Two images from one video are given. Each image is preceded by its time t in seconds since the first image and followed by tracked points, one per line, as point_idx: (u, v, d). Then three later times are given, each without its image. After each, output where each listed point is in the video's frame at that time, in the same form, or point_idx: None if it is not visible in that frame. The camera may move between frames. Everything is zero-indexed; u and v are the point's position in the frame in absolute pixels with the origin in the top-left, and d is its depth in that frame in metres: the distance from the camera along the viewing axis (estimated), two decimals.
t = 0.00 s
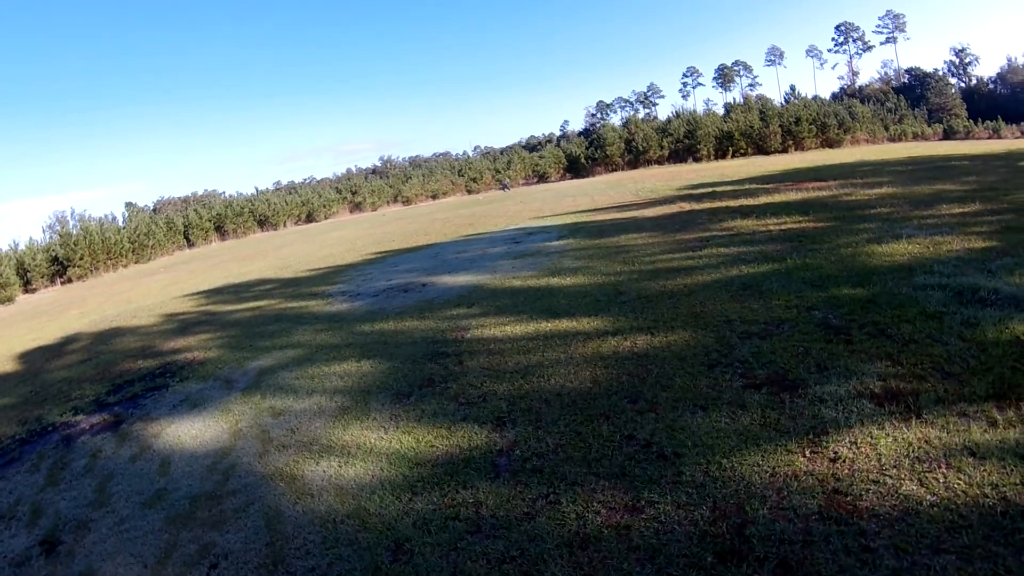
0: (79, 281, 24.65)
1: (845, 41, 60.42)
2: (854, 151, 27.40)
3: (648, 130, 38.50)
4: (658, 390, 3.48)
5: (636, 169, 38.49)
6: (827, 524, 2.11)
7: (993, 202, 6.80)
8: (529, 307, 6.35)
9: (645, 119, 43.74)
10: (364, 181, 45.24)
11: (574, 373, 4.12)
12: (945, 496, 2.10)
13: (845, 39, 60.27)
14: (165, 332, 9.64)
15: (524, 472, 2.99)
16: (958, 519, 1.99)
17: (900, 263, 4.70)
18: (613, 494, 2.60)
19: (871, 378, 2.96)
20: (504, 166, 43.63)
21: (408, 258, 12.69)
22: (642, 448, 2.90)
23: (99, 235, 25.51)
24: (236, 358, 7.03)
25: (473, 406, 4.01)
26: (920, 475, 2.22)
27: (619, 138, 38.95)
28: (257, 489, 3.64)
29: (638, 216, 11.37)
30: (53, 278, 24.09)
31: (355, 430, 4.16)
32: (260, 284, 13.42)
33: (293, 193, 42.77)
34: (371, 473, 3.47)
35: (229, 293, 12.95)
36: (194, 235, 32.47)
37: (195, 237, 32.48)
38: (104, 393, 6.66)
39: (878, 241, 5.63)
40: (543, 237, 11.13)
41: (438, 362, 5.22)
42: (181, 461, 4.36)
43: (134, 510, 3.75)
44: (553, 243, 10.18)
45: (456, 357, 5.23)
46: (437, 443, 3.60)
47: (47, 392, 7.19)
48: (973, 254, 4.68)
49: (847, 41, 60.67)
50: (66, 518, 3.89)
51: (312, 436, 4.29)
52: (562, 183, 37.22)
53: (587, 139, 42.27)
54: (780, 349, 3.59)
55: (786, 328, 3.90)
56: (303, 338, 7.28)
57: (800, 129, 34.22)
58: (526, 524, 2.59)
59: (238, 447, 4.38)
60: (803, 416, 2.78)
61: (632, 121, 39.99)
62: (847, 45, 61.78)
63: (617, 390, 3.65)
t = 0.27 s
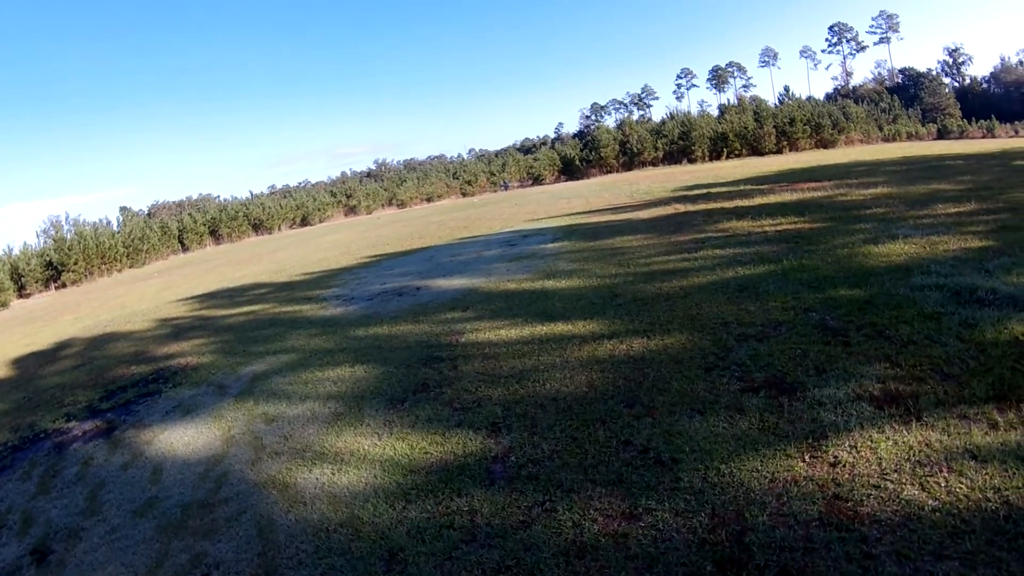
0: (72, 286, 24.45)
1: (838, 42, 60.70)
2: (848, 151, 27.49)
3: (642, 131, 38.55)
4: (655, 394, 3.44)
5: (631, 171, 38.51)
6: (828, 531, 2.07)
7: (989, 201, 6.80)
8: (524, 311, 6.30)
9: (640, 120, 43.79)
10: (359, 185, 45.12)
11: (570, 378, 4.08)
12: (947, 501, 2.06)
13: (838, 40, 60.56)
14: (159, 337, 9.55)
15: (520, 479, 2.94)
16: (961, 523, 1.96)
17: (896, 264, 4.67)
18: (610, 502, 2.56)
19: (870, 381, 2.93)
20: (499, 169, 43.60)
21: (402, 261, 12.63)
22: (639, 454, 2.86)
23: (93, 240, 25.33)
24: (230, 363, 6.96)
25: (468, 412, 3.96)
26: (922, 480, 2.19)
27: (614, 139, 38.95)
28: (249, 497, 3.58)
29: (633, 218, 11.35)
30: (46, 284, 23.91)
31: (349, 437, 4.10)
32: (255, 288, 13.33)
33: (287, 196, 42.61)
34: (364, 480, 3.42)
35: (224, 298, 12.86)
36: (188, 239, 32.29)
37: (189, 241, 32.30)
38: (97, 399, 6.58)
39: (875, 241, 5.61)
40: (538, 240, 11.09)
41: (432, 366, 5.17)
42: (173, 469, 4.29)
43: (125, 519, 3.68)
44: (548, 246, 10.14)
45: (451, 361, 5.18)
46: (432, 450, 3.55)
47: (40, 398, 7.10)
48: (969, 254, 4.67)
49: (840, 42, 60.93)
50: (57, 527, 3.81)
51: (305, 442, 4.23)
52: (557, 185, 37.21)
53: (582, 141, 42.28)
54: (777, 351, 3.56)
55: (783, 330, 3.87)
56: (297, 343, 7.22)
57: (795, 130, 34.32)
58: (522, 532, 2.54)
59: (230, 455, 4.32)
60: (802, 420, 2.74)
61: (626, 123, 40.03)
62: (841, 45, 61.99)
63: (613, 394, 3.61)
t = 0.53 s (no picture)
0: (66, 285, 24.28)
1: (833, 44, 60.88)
2: (844, 153, 27.57)
3: (639, 132, 38.57)
4: (652, 397, 3.41)
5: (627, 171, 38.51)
6: (830, 537, 2.04)
7: (986, 203, 6.80)
8: (520, 312, 6.26)
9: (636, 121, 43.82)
10: (354, 185, 45.00)
11: (567, 380, 4.04)
12: (950, 507, 2.03)
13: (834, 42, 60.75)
14: (153, 337, 9.47)
15: (516, 484, 2.90)
16: (965, 530, 1.93)
17: (895, 265, 4.65)
18: (608, 507, 2.52)
19: (870, 384, 2.90)
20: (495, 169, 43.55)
21: (398, 261, 12.57)
22: (637, 458, 2.82)
23: (88, 239, 25.15)
24: (225, 364, 6.90)
25: (463, 414, 3.92)
26: (924, 485, 2.16)
27: (611, 140, 38.94)
28: (241, 502, 3.52)
29: (630, 219, 11.33)
30: (41, 283, 23.73)
31: (343, 439, 4.05)
32: (250, 288, 13.25)
33: (283, 196, 42.45)
34: (358, 484, 3.37)
35: (218, 298, 12.77)
36: (184, 238, 32.12)
37: (185, 240, 32.13)
38: (90, 400, 6.50)
39: (873, 242, 5.59)
40: (534, 241, 11.05)
41: (427, 368, 5.12)
42: (165, 472, 4.23)
43: (116, 523, 3.62)
44: (544, 246, 10.10)
45: (446, 363, 5.13)
46: (427, 453, 3.50)
47: (32, 399, 7.02)
48: (968, 256, 4.65)
49: (835, 44, 61.12)
50: (47, 531, 3.75)
51: (299, 445, 4.17)
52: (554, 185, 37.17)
53: (579, 141, 42.28)
54: (776, 354, 3.53)
55: (782, 332, 3.84)
56: (292, 344, 7.16)
57: (791, 131, 34.40)
58: (518, 539, 2.50)
59: (222, 457, 4.26)
60: (802, 424, 2.71)
61: (623, 123, 40.04)
62: (838, 45, 62.09)
63: (610, 397, 3.57)
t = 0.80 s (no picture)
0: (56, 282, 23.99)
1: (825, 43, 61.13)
2: (836, 150, 27.69)
3: (631, 129, 38.58)
4: (649, 397, 3.36)
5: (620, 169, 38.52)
6: (834, 541, 1.99)
7: (980, 201, 6.81)
8: (514, 310, 6.20)
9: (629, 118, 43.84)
10: (347, 181, 44.77)
11: (562, 380, 3.98)
12: (955, 509, 1.99)
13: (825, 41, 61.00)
14: (143, 335, 9.34)
15: (512, 486, 2.85)
16: (971, 533, 1.89)
17: (892, 263, 4.63)
18: (606, 510, 2.47)
19: (870, 383, 2.87)
20: (488, 166, 43.43)
21: (390, 259, 12.47)
22: (635, 459, 2.77)
23: (78, 235, 24.84)
24: (215, 362, 6.80)
25: (457, 414, 3.86)
26: (928, 486, 2.12)
27: (603, 138, 38.91)
28: (230, 504, 3.45)
29: (623, 216, 11.29)
30: (31, 280, 23.45)
31: (334, 440, 3.98)
32: (240, 286, 13.12)
33: (275, 193, 42.16)
34: (349, 486, 3.30)
35: (209, 295, 12.63)
36: (175, 236, 31.82)
37: (176, 237, 31.83)
38: (78, 399, 6.39)
39: (869, 240, 5.57)
40: (528, 238, 10.99)
41: (420, 367, 5.05)
42: (153, 473, 4.14)
43: (103, 526, 3.54)
44: (538, 244, 10.05)
45: (439, 362, 5.07)
46: (419, 455, 3.44)
47: (19, 398, 6.89)
48: (964, 253, 4.64)
49: (826, 42, 61.38)
50: (33, 535, 3.66)
51: (289, 446, 4.09)
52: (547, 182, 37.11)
53: (571, 139, 42.24)
54: (774, 352, 3.49)
55: (780, 330, 3.80)
56: (283, 342, 7.06)
57: (784, 129, 34.52)
58: (514, 543, 2.44)
59: (211, 459, 4.17)
60: (802, 424, 2.67)
61: (615, 121, 40.04)
62: (829, 44, 62.38)
63: (606, 397, 3.52)
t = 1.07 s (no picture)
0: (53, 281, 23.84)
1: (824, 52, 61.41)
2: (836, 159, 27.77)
3: (631, 135, 38.66)
4: (653, 405, 3.32)
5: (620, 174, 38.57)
6: (845, 556, 1.95)
7: (982, 210, 6.80)
8: (514, 315, 6.16)
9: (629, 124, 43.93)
10: (346, 184, 44.73)
11: (563, 387, 3.94)
12: (968, 522, 1.96)
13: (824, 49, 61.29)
14: (139, 336, 9.27)
15: (513, 496, 2.80)
16: (984, 548, 1.85)
17: (896, 272, 4.61)
18: (611, 522, 2.43)
19: (877, 394, 2.83)
20: (487, 170, 43.44)
21: (388, 262, 12.42)
22: (640, 470, 2.73)
23: (76, 234, 24.71)
24: (211, 364, 6.73)
25: (457, 421, 3.82)
26: (940, 500, 2.08)
27: (603, 143, 38.95)
28: (224, 511, 3.39)
29: (623, 222, 11.27)
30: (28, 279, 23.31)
31: (331, 446, 3.93)
32: (238, 287, 13.05)
33: (274, 195, 42.08)
34: (347, 494, 3.25)
35: (206, 296, 12.56)
36: (173, 236, 31.70)
37: (174, 237, 31.70)
38: (72, 399, 6.32)
39: (871, 248, 5.55)
40: (527, 243, 10.96)
41: (419, 372, 5.00)
42: (146, 477, 4.08)
43: (94, 531, 3.48)
44: (538, 248, 10.02)
45: (439, 367, 5.02)
46: (418, 462, 3.39)
47: (12, 397, 6.81)
48: (968, 262, 4.62)
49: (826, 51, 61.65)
50: (22, 538, 3.59)
51: (285, 452, 4.04)
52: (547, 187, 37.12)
53: (571, 143, 42.28)
54: (779, 361, 3.46)
55: (785, 339, 3.77)
56: (280, 345, 7.00)
57: (784, 136, 34.66)
58: (516, 556, 2.40)
59: (205, 463, 4.11)
60: (810, 435, 2.63)
61: (615, 126, 40.12)
62: (829, 53, 62.68)
63: (609, 405, 3.48)
